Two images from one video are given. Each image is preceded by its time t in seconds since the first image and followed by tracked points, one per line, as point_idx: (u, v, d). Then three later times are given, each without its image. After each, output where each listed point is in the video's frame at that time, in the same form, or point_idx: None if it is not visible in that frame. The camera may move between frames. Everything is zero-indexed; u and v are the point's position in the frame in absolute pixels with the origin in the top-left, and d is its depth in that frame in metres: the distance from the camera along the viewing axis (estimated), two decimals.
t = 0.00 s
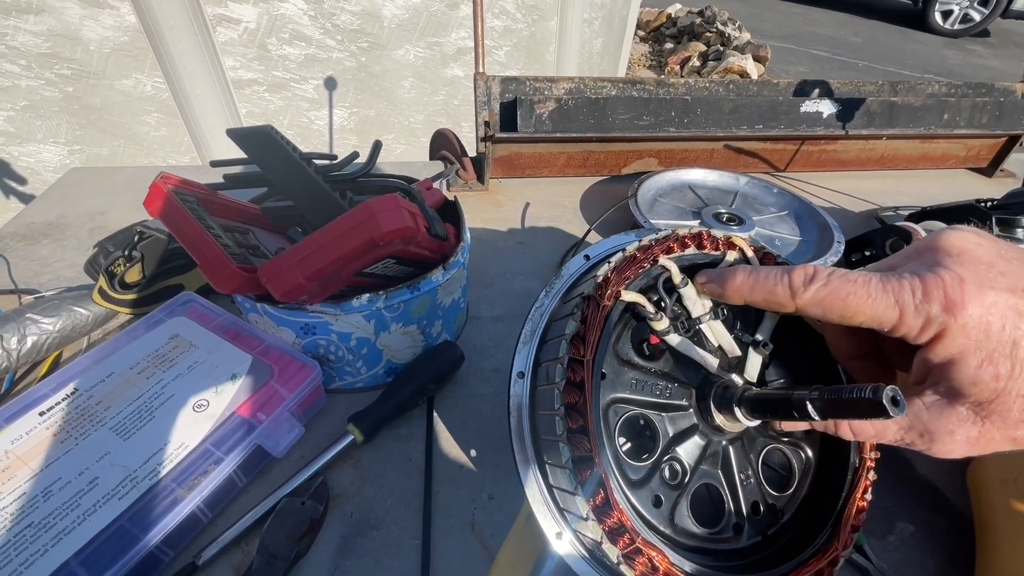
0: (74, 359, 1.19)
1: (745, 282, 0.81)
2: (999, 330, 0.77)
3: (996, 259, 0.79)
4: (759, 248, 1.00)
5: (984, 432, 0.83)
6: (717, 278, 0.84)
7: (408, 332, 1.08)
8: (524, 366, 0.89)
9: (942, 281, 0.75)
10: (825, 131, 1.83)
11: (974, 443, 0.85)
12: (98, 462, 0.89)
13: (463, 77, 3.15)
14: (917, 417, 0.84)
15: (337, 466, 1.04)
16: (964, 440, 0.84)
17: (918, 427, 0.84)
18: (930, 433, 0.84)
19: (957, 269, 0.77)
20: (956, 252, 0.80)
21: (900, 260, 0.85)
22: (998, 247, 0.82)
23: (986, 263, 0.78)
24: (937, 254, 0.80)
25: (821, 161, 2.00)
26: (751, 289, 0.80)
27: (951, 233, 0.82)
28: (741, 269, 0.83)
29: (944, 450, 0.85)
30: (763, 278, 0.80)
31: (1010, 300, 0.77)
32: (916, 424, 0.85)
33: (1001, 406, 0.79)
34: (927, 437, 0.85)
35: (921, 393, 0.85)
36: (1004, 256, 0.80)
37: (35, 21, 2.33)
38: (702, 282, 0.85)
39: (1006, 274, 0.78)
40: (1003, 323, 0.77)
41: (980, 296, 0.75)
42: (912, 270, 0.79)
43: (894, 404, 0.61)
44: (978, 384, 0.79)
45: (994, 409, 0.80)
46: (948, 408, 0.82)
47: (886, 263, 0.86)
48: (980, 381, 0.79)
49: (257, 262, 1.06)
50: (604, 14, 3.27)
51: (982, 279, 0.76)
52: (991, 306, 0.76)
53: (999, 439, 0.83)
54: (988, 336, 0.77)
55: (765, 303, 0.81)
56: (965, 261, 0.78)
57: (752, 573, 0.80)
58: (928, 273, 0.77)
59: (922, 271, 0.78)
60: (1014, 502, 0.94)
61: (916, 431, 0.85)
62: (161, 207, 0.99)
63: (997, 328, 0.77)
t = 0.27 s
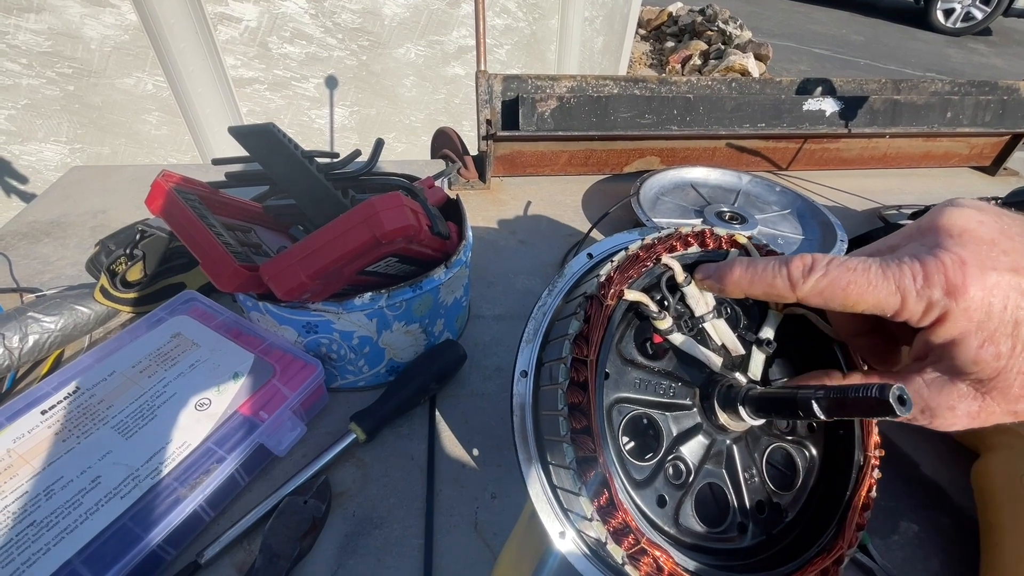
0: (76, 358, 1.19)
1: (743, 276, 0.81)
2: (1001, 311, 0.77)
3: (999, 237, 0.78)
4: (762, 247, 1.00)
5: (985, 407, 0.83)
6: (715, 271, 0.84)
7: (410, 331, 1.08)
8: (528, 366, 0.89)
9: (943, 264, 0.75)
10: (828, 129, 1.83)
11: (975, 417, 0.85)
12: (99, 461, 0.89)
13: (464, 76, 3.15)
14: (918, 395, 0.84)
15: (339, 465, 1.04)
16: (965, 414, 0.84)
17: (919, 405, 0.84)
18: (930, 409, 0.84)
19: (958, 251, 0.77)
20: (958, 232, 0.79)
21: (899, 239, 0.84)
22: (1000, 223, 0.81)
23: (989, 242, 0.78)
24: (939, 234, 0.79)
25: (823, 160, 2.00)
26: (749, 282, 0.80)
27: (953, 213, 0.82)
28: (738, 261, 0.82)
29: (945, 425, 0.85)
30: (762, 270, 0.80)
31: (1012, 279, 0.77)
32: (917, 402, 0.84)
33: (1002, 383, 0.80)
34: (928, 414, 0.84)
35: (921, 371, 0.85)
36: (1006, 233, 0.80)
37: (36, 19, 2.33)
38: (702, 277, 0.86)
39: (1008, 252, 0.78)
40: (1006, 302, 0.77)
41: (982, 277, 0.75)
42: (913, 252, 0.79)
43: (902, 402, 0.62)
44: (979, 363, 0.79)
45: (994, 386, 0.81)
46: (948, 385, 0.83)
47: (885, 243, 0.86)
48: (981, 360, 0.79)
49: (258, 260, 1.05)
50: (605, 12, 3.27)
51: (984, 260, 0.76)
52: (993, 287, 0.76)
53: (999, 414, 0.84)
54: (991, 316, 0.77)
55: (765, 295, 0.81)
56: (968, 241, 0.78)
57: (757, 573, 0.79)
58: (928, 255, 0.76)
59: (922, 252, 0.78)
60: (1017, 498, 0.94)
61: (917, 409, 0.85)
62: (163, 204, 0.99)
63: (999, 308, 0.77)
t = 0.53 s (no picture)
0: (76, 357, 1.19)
1: (746, 276, 0.79)
2: (1006, 307, 0.77)
3: (1004, 233, 0.78)
4: (765, 245, 0.99)
5: (990, 403, 0.83)
6: (716, 270, 0.83)
7: (411, 330, 1.08)
8: (530, 365, 0.89)
9: (947, 262, 0.75)
10: (830, 127, 1.82)
11: (981, 413, 0.85)
12: (100, 460, 0.88)
13: (465, 75, 3.15)
14: (924, 391, 0.83)
15: (340, 465, 1.04)
16: (971, 411, 0.84)
17: (925, 402, 0.84)
18: (935, 406, 0.84)
19: (962, 248, 0.76)
20: (963, 228, 0.79)
21: (903, 236, 0.84)
22: (1005, 218, 0.81)
23: (994, 238, 0.77)
24: (943, 231, 0.79)
25: (825, 159, 1.99)
26: (752, 282, 0.79)
27: (956, 209, 0.81)
28: (739, 260, 0.81)
29: (950, 421, 0.85)
30: (764, 270, 0.78)
31: (1017, 275, 0.76)
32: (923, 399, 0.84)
33: (1008, 379, 0.80)
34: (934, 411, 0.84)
35: (927, 367, 0.84)
36: (1011, 228, 0.80)
37: (36, 18, 2.33)
38: (703, 277, 0.84)
39: (1013, 248, 0.78)
40: (1011, 299, 0.76)
41: (987, 274, 0.75)
42: (916, 249, 0.78)
43: (908, 402, 0.61)
44: (984, 360, 0.79)
45: (1000, 382, 0.81)
46: (954, 382, 0.82)
47: (888, 240, 0.86)
48: (987, 357, 0.79)
49: (259, 259, 1.05)
50: (606, 11, 3.26)
51: (989, 257, 0.76)
52: (998, 284, 0.75)
53: (1004, 410, 0.84)
54: (996, 314, 0.77)
55: (767, 295, 0.80)
56: (972, 238, 0.77)
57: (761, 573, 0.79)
58: (932, 253, 0.76)
59: (926, 250, 0.77)
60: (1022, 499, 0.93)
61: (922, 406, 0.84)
62: (164, 203, 0.98)
63: (1004, 305, 0.77)
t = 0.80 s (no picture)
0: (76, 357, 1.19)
1: (744, 278, 0.80)
2: (1002, 311, 0.77)
3: (1000, 237, 0.78)
4: (762, 245, 1.00)
5: (987, 407, 0.83)
6: (715, 271, 0.84)
7: (410, 330, 1.08)
8: (527, 365, 0.89)
9: (942, 266, 0.75)
10: (829, 127, 1.83)
11: (978, 417, 0.85)
12: (99, 460, 0.89)
13: (464, 74, 3.15)
14: (921, 394, 0.83)
15: (339, 464, 1.04)
16: (967, 414, 0.84)
17: (922, 405, 0.84)
18: (932, 410, 0.83)
19: (958, 252, 0.76)
20: (959, 232, 0.79)
21: (900, 240, 0.84)
22: (1001, 222, 0.81)
23: (990, 243, 0.78)
24: (939, 235, 0.79)
25: (824, 159, 1.99)
26: (749, 284, 0.80)
27: (952, 213, 0.81)
28: (738, 263, 0.82)
29: (947, 425, 0.85)
30: (762, 272, 0.79)
31: (1013, 279, 0.76)
32: (921, 402, 0.84)
33: (1004, 383, 0.80)
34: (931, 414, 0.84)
35: (924, 370, 0.84)
36: (1008, 233, 0.80)
37: (36, 18, 2.33)
38: (702, 277, 0.85)
39: (1009, 252, 0.78)
40: (1007, 303, 0.76)
41: (982, 278, 0.75)
42: (913, 253, 0.78)
43: (901, 402, 0.62)
44: (980, 364, 0.79)
45: (996, 385, 0.81)
46: (951, 386, 0.82)
47: (885, 244, 0.86)
48: (982, 361, 0.79)
49: (258, 259, 1.05)
50: (606, 10, 3.26)
51: (984, 261, 0.76)
52: (994, 288, 0.76)
53: (1000, 413, 0.84)
54: (992, 317, 0.77)
55: (765, 297, 0.81)
56: (968, 242, 0.77)
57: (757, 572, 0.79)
58: (927, 257, 0.76)
59: (921, 254, 0.78)
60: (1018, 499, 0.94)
61: (920, 409, 0.84)
62: (162, 204, 0.99)
63: (1000, 309, 0.77)
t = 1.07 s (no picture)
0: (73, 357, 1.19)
1: (743, 282, 0.80)
2: (999, 317, 0.77)
3: (997, 243, 0.78)
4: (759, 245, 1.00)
5: (987, 411, 0.84)
6: (714, 275, 0.83)
7: (407, 330, 1.08)
8: (524, 366, 0.89)
9: (940, 273, 0.74)
10: (828, 127, 1.82)
11: (977, 421, 0.85)
12: (95, 460, 0.89)
13: (464, 74, 3.15)
14: (920, 400, 0.84)
15: (336, 464, 1.04)
16: (967, 419, 0.84)
17: (921, 411, 0.84)
18: (932, 415, 0.84)
19: (956, 258, 0.76)
20: (956, 238, 0.79)
21: (899, 245, 0.84)
22: (999, 228, 0.81)
23: (987, 249, 0.77)
24: (936, 241, 0.79)
25: (823, 158, 1.99)
26: (748, 288, 0.80)
27: (950, 219, 0.81)
28: (737, 267, 0.82)
29: (947, 429, 0.85)
30: (761, 276, 0.79)
31: (1010, 286, 0.76)
32: (920, 408, 0.84)
33: (1002, 388, 0.80)
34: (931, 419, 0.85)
35: (924, 376, 0.84)
36: (1006, 238, 0.79)
37: (35, 17, 2.33)
38: (700, 280, 0.85)
39: (1007, 258, 0.77)
40: (1004, 309, 0.76)
41: (980, 285, 0.75)
42: (910, 259, 0.78)
43: (896, 403, 0.61)
44: (978, 369, 0.80)
45: (995, 391, 0.81)
46: (949, 391, 0.83)
47: (883, 250, 0.86)
48: (980, 366, 0.79)
49: (255, 259, 1.05)
50: (606, 10, 3.26)
51: (982, 267, 0.75)
52: (991, 294, 0.75)
53: (999, 418, 0.84)
54: (989, 324, 0.77)
55: (764, 302, 0.80)
56: (965, 248, 0.77)
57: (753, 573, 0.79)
58: (924, 263, 0.76)
59: (918, 260, 0.77)
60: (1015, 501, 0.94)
61: (919, 414, 0.85)
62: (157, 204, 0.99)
63: (997, 315, 0.76)
